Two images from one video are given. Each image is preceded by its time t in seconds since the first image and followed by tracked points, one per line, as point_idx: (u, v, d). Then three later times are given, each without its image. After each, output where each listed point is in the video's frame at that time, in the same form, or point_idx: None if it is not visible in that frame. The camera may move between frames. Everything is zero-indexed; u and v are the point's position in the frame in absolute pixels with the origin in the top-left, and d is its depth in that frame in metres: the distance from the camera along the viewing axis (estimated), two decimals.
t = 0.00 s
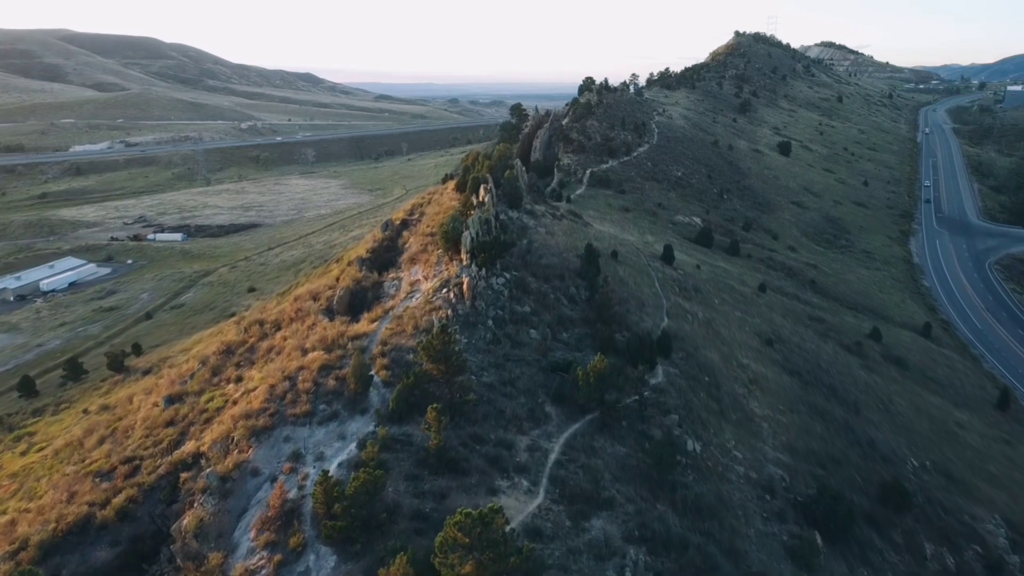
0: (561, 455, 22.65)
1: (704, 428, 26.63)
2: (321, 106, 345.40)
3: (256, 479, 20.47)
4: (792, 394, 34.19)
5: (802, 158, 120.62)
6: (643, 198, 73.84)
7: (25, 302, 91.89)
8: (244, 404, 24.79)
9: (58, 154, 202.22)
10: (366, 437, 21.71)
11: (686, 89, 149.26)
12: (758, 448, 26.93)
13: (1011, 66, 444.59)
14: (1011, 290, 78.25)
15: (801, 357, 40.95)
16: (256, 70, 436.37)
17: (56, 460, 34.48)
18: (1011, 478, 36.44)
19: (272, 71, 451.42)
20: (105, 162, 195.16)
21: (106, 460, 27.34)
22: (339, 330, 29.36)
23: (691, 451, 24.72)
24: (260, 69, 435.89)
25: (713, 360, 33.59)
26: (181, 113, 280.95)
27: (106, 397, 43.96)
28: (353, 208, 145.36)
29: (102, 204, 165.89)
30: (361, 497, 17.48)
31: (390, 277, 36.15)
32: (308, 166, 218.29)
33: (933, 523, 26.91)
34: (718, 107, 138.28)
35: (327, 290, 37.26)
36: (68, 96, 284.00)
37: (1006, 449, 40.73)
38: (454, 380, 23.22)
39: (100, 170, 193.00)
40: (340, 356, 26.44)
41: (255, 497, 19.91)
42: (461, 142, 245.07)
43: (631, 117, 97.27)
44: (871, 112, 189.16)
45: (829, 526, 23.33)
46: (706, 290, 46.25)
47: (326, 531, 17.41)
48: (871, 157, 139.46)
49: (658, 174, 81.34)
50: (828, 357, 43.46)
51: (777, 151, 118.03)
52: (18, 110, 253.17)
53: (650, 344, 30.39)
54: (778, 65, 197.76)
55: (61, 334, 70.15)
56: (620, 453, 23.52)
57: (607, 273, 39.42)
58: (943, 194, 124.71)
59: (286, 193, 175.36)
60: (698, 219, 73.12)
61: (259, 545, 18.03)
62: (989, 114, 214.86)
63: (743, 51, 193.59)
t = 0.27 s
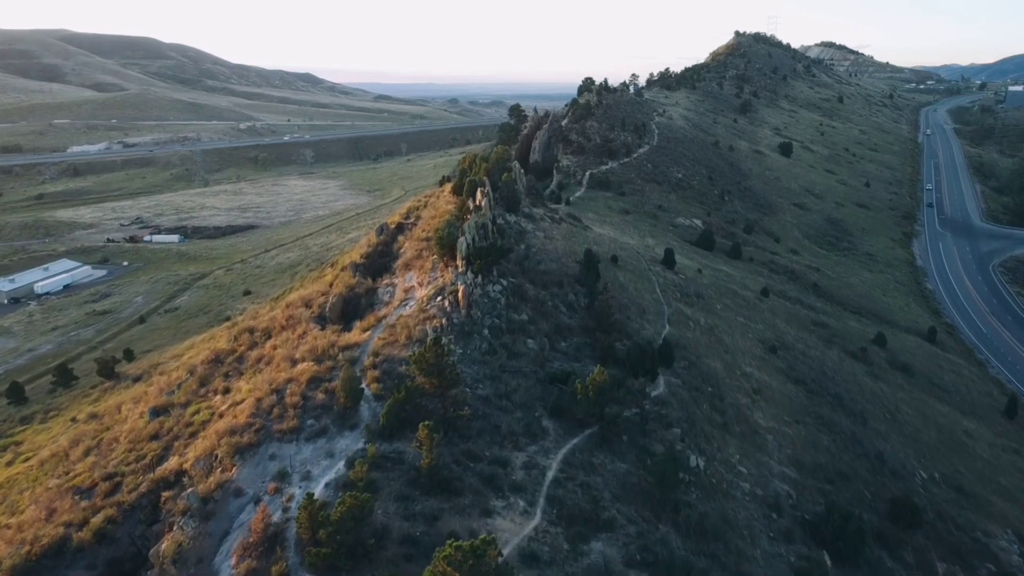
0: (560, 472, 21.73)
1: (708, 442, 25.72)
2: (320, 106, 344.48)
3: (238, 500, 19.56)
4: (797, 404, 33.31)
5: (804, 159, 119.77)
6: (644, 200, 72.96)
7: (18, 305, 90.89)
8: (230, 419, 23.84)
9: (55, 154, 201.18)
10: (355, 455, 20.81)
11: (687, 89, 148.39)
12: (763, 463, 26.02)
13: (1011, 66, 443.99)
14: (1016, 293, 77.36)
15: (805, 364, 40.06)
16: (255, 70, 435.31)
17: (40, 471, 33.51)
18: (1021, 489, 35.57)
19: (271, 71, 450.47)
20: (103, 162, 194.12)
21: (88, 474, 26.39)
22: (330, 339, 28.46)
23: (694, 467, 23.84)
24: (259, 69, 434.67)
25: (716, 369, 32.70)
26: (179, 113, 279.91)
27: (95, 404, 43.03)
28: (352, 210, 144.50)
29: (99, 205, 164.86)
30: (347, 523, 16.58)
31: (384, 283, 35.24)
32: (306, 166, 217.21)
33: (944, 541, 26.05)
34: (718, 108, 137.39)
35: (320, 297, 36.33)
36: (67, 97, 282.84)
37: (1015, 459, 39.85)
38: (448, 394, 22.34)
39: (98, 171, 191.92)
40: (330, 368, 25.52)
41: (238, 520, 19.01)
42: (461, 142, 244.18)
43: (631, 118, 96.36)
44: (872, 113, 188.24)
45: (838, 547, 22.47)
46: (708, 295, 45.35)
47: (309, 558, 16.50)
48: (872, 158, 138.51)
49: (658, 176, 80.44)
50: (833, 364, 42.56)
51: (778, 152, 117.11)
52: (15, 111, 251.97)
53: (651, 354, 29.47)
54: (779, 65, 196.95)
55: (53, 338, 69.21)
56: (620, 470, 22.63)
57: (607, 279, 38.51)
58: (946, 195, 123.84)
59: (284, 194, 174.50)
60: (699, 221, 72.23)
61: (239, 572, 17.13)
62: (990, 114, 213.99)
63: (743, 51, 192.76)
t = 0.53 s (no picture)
0: (557, 491, 20.83)
1: (711, 457, 24.83)
2: (319, 106, 343.56)
3: (220, 523, 18.62)
4: (802, 414, 32.42)
5: (805, 160, 118.94)
6: (644, 203, 72.08)
7: (12, 308, 90.00)
8: (214, 434, 22.90)
9: (54, 155, 200.38)
10: (343, 474, 19.94)
11: (687, 90, 147.54)
12: (768, 478, 25.13)
13: (1011, 66, 443.53)
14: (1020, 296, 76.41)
15: (810, 372, 39.16)
16: (255, 70, 434.43)
17: (23, 484, 32.53)
18: None
19: (271, 72, 449.84)
20: (101, 163, 193.10)
21: (68, 490, 25.44)
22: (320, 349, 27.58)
23: (698, 484, 22.96)
24: (259, 69, 433.78)
25: (719, 379, 31.79)
26: (178, 113, 278.93)
27: (83, 413, 42.09)
28: (350, 211, 143.54)
29: (96, 206, 163.87)
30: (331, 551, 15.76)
31: (378, 290, 34.33)
32: (305, 167, 216.26)
33: (955, 559, 25.21)
34: (719, 108, 136.54)
35: (312, 304, 35.41)
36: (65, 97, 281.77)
37: None
38: (441, 409, 21.45)
39: (96, 172, 190.98)
40: (320, 381, 24.59)
41: (218, 544, 18.10)
42: (460, 143, 243.30)
43: (630, 119, 95.48)
44: (873, 113, 187.38)
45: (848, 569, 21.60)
46: (710, 301, 44.48)
47: None
48: (873, 159, 137.63)
49: (658, 178, 79.55)
50: (837, 371, 41.65)
51: (779, 153, 116.23)
52: (14, 112, 250.97)
53: (652, 363, 28.61)
54: (779, 65, 196.11)
55: (46, 342, 68.26)
56: (621, 489, 21.76)
57: (607, 284, 37.61)
58: (948, 196, 122.95)
59: (283, 195, 173.62)
60: (700, 224, 71.33)
61: None
62: (991, 114, 213.19)
63: (744, 51, 192.00)
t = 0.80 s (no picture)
0: (556, 513, 19.93)
1: (715, 473, 23.92)
2: (319, 107, 342.68)
3: (200, 548, 17.67)
4: (809, 425, 31.48)
5: (807, 161, 117.96)
6: (645, 205, 71.14)
7: (7, 310, 89.07)
8: (199, 450, 21.96)
9: (53, 155, 199.51)
10: (331, 495, 19.06)
11: (688, 91, 146.57)
12: (776, 496, 24.24)
13: (1012, 66, 442.42)
14: None
15: (816, 380, 38.21)
16: (255, 71, 433.62)
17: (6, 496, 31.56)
18: None
19: (271, 72, 449.14)
20: (100, 164, 192.14)
21: (48, 505, 24.47)
22: (311, 359, 26.70)
23: (702, 504, 22.04)
24: (260, 70, 433.03)
25: (723, 389, 30.87)
26: (178, 113, 277.92)
27: (72, 421, 41.17)
28: (349, 212, 142.59)
29: (94, 207, 162.90)
30: None
31: (373, 296, 33.42)
32: (305, 168, 215.25)
33: None
34: (720, 109, 135.60)
35: (305, 311, 34.48)
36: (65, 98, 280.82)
37: None
38: (434, 425, 20.55)
39: (94, 172, 190.01)
40: (310, 394, 23.66)
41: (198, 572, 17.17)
42: (461, 143, 242.37)
43: (631, 120, 94.55)
44: (875, 114, 186.35)
45: None
46: (713, 306, 43.54)
47: None
48: (876, 160, 136.61)
49: (660, 180, 78.57)
50: (844, 378, 40.69)
51: (782, 155, 115.23)
52: (13, 112, 250.07)
53: (654, 374, 27.70)
54: (781, 65, 195.15)
55: (39, 346, 67.34)
56: (622, 509, 20.86)
57: (607, 291, 36.67)
58: (952, 198, 121.96)
59: (282, 196, 172.71)
60: (702, 226, 70.41)
61: None
62: (994, 115, 212.22)
63: (745, 51, 191.07)
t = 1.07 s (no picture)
0: (557, 536, 19.21)
1: (723, 492, 23.07)
2: (324, 107, 342.20)
3: None
4: (820, 438, 30.57)
5: (814, 163, 116.81)
6: (651, 207, 70.17)
7: (7, 312, 88.42)
8: (185, 468, 21.06)
9: (57, 156, 199.21)
10: (320, 518, 18.22)
11: (694, 91, 145.45)
12: (786, 514, 23.49)
13: (1019, 67, 439.84)
14: None
15: (826, 389, 37.26)
16: (260, 71, 433.47)
17: None
18: None
19: (276, 73, 448.92)
20: (104, 164, 191.72)
21: (31, 521, 23.61)
22: (305, 371, 25.78)
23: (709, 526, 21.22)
24: (265, 70, 432.86)
25: (731, 400, 29.97)
26: (182, 114, 277.54)
27: (66, 429, 40.37)
28: (352, 213, 141.85)
29: (98, 208, 162.41)
30: None
31: (370, 303, 32.55)
32: (309, 168, 214.61)
33: None
34: (726, 110, 134.51)
35: (302, 318, 33.56)
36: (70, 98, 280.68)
37: None
38: (430, 443, 19.60)
39: (98, 173, 189.52)
40: (301, 408, 22.76)
41: None
42: (465, 144, 241.52)
43: (636, 121, 93.57)
44: (883, 115, 184.83)
45: None
46: (720, 313, 42.58)
47: None
48: (884, 161, 135.26)
49: (665, 182, 77.60)
50: (855, 387, 39.70)
51: (788, 156, 114.08)
52: (18, 112, 249.91)
53: (660, 386, 26.77)
54: (788, 66, 193.83)
55: (37, 350, 66.62)
56: (627, 532, 20.05)
57: (612, 298, 35.73)
58: (961, 199, 120.66)
59: (285, 197, 172.09)
60: (708, 229, 69.42)
61: None
62: (1003, 115, 210.55)
63: (751, 51, 189.82)
